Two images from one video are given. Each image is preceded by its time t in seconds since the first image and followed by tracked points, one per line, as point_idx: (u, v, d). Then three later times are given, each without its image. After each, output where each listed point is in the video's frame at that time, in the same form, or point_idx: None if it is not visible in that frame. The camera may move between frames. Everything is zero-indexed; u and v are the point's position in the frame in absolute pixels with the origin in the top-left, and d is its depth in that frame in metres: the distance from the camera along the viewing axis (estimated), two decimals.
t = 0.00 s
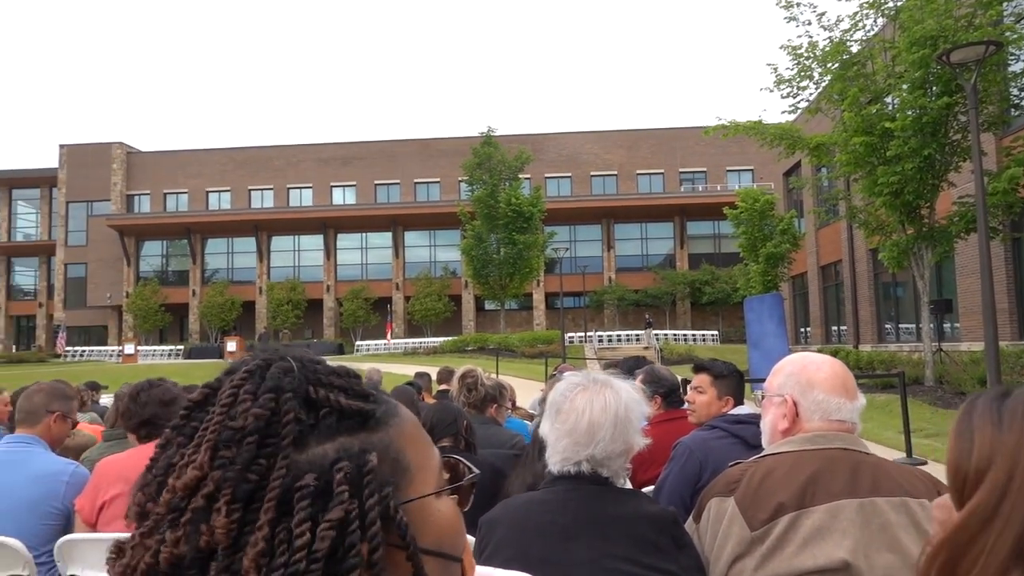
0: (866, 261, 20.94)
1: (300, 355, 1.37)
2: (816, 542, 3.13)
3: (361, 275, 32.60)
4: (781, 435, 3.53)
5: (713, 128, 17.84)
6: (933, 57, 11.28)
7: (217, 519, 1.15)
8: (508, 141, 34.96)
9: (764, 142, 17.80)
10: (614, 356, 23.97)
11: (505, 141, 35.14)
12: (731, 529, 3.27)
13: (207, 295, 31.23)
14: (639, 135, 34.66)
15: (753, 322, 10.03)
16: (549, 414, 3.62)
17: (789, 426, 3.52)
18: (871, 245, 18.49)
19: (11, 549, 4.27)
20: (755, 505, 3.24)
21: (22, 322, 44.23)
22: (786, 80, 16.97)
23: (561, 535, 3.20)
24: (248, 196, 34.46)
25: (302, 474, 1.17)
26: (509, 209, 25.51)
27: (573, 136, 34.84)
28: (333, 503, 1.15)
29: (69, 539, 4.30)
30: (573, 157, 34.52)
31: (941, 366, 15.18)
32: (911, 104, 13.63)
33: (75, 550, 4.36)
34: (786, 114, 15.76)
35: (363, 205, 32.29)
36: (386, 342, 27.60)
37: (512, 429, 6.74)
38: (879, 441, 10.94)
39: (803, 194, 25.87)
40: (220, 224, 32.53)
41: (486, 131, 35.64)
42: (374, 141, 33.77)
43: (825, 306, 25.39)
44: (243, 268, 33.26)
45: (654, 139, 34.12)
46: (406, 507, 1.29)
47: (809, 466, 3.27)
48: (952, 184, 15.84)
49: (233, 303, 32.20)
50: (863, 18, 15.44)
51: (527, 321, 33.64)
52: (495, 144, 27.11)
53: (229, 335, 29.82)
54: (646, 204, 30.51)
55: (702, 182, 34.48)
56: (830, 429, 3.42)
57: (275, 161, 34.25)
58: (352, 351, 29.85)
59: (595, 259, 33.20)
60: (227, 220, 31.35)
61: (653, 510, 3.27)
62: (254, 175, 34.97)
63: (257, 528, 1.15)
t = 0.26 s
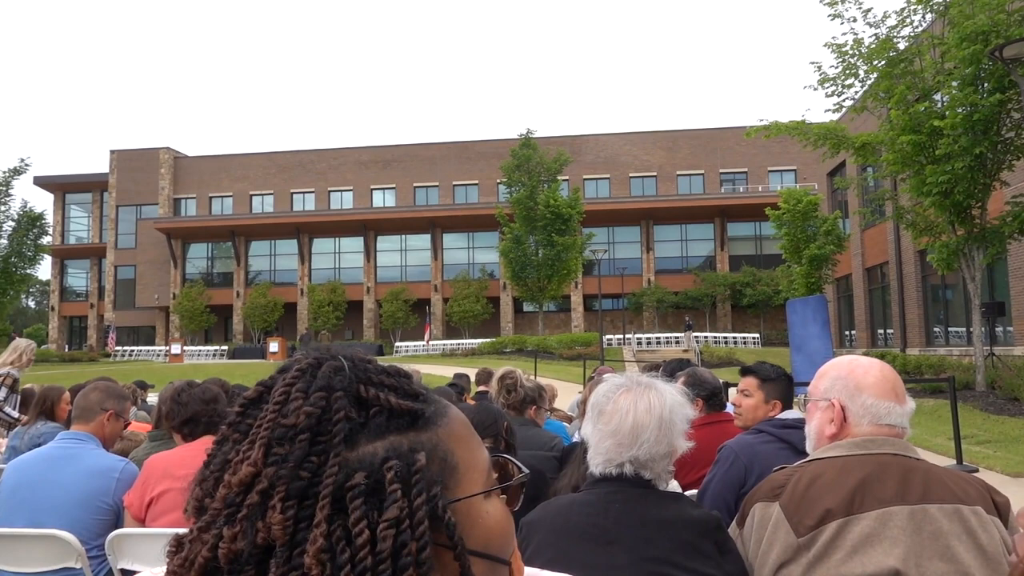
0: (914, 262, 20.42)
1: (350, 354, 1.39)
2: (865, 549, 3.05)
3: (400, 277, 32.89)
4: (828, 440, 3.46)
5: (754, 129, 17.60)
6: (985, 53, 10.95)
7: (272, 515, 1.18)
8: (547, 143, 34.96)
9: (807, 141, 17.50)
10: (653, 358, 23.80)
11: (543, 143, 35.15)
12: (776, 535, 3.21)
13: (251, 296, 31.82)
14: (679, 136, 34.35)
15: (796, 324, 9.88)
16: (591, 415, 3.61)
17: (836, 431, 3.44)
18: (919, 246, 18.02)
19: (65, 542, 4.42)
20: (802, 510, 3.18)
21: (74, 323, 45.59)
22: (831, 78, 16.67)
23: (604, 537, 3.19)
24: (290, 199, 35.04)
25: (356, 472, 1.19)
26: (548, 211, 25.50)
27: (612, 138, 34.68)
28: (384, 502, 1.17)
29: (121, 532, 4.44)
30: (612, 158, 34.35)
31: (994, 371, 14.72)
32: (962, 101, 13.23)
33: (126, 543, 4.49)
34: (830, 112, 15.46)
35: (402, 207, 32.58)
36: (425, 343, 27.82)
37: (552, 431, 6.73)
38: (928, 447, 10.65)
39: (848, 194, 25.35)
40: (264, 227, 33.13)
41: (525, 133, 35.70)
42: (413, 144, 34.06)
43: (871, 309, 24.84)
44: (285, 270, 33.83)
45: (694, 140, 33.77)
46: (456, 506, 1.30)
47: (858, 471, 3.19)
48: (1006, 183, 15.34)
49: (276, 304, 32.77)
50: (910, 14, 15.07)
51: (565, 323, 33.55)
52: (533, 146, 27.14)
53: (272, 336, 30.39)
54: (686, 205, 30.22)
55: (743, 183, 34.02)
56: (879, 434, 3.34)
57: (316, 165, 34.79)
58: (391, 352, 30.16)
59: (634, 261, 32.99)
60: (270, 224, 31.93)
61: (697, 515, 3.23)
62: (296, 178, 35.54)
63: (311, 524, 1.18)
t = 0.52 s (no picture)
0: (948, 260, 20.03)
1: (394, 351, 1.40)
2: (900, 552, 3.00)
3: (427, 274, 33.01)
4: (863, 441, 3.40)
5: (785, 125, 17.39)
6: None
7: (319, 511, 1.19)
8: (574, 140, 34.86)
9: (839, 137, 17.27)
10: (680, 357, 23.65)
11: (570, 140, 35.06)
12: (809, 535, 3.17)
13: (280, 293, 32.19)
14: (707, 132, 34.05)
15: (827, 323, 9.76)
16: (622, 414, 3.59)
17: (872, 431, 3.38)
18: (955, 243, 17.66)
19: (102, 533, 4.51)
20: (836, 511, 3.13)
21: (109, 318, 46.48)
22: (863, 73, 16.39)
23: (635, 536, 3.17)
24: (319, 196, 35.36)
25: (403, 468, 1.21)
26: (575, 207, 25.44)
27: (640, 134, 34.47)
28: (429, 500, 1.19)
29: (155, 524, 4.51)
30: (640, 155, 34.13)
31: None
32: (1000, 95, 12.91)
33: (159, 535, 4.57)
34: (863, 107, 15.22)
35: (429, 204, 32.70)
36: (452, 340, 27.93)
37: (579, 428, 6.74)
38: (963, 449, 10.45)
39: (880, 191, 24.95)
40: (292, 224, 33.48)
41: (552, 130, 35.63)
42: (441, 141, 34.17)
43: (904, 308, 24.42)
44: (313, 267, 34.14)
45: (723, 136, 33.45)
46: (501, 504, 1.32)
47: (895, 472, 3.13)
48: None
49: (304, 300, 33.10)
50: (946, 7, 14.75)
51: (591, 321, 33.45)
52: (560, 143, 27.08)
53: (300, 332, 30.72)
54: (714, 202, 29.94)
55: (773, 180, 33.63)
56: (916, 435, 3.28)
57: (344, 162, 35.07)
58: (418, 349, 30.33)
59: (661, 258, 32.79)
60: (298, 221, 32.26)
61: (728, 515, 3.20)
62: (324, 176, 35.83)
63: (357, 520, 1.19)
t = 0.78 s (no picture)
0: (965, 260, 19.86)
1: (432, 351, 1.40)
2: (918, 554, 2.97)
3: (439, 272, 33.07)
4: (880, 442, 3.36)
5: (799, 124, 17.29)
6: None
7: (358, 510, 1.19)
8: (587, 138, 34.81)
9: (854, 136, 17.16)
10: (692, 356, 23.61)
11: (583, 138, 34.99)
12: (826, 536, 3.14)
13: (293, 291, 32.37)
14: (721, 130, 33.88)
15: (840, 322, 9.71)
16: (636, 411, 3.56)
17: (889, 433, 3.34)
18: (971, 243, 17.50)
19: (113, 527, 4.55)
20: (852, 512, 3.11)
21: (125, 315, 46.90)
22: (880, 71, 16.27)
23: (648, 537, 3.16)
24: (332, 195, 35.50)
25: (441, 470, 1.21)
26: (587, 206, 25.40)
27: (653, 132, 34.36)
28: (466, 502, 1.19)
29: (172, 519, 4.55)
30: (653, 153, 34.00)
31: None
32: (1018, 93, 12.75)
33: (176, 529, 4.61)
34: (878, 105, 15.10)
35: (441, 203, 32.74)
36: (464, 338, 28.00)
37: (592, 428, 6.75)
38: (979, 450, 10.37)
39: (896, 190, 24.75)
40: (306, 222, 33.62)
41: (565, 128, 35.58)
42: (453, 140, 34.21)
43: (919, 308, 24.24)
44: (326, 265, 34.29)
45: (737, 135, 33.28)
46: (535, 507, 1.32)
47: (912, 473, 3.10)
48: None
49: (317, 298, 33.26)
50: (964, 3, 14.59)
51: (604, 319, 33.42)
52: (573, 141, 27.05)
53: (313, 329, 30.89)
54: (728, 201, 29.81)
55: (787, 179, 33.42)
56: (936, 436, 3.24)
57: (357, 161, 35.18)
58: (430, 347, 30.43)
59: (674, 257, 32.69)
60: (312, 219, 32.40)
61: (743, 515, 3.18)
62: (337, 174, 35.97)
63: (395, 520, 1.19)
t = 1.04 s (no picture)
0: (991, 260, 19.58)
1: (520, 351, 1.42)
2: (946, 558, 2.92)
3: (458, 269, 33.17)
4: (908, 443, 3.30)
5: (823, 122, 17.13)
6: None
7: (446, 496, 1.20)
8: (607, 135, 34.71)
9: (878, 134, 16.99)
10: (711, 355, 23.54)
11: (604, 135, 34.89)
12: (851, 538, 3.12)
13: (313, 287, 32.62)
14: (742, 128, 33.63)
15: (863, 322, 9.65)
16: (659, 411, 3.53)
17: (917, 434, 3.28)
18: (998, 242, 17.23)
19: (138, 520, 4.61)
20: (878, 515, 3.08)
21: (148, 310, 47.49)
22: (904, 68, 16.09)
23: (672, 536, 3.16)
24: (352, 192, 35.69)
25: (528, 467, 1.22)
26: (607, 203, 25.35)
27: (673, 130, 34.17)
28: (548, 499, 1.21)
29: (196, 512, 4.59)
30: (673, 151, 33.81)
31: None
32: None
33: (200, 523, 4.66)
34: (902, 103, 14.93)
35: (461, 200, 32.81)
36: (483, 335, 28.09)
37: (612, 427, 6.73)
38: (1006, 453, 10.22)
39: (921, 188, 24.45)
40: (326, 219, 33.85)
41: (585, 125, 35.49)
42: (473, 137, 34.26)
43: (943, 309, 23.96)
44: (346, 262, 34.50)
45: (758, 132, 33.01)
46: (607, 513, 1.35)
47: (941, 476, 3.05)
48: None
49: (337, 295, 33.49)
50: None
51: (623, 317, 33.34)
52: (593, 139, 27.01)
53: (333, 326, 31.14)
54: (749, 199, 29.61)
55: (809, 176, 33.10)
56: (964, 438, 3.17)
57: (377, 158, 35.35)
58: (449, 344, 30.54)
59: (694, 256, 32.53)
60: (332, 216, 32.63)
61: (766, 515, 3.15)
62: (358, 171, 36.16)
63: (479, 508, 1.19)
